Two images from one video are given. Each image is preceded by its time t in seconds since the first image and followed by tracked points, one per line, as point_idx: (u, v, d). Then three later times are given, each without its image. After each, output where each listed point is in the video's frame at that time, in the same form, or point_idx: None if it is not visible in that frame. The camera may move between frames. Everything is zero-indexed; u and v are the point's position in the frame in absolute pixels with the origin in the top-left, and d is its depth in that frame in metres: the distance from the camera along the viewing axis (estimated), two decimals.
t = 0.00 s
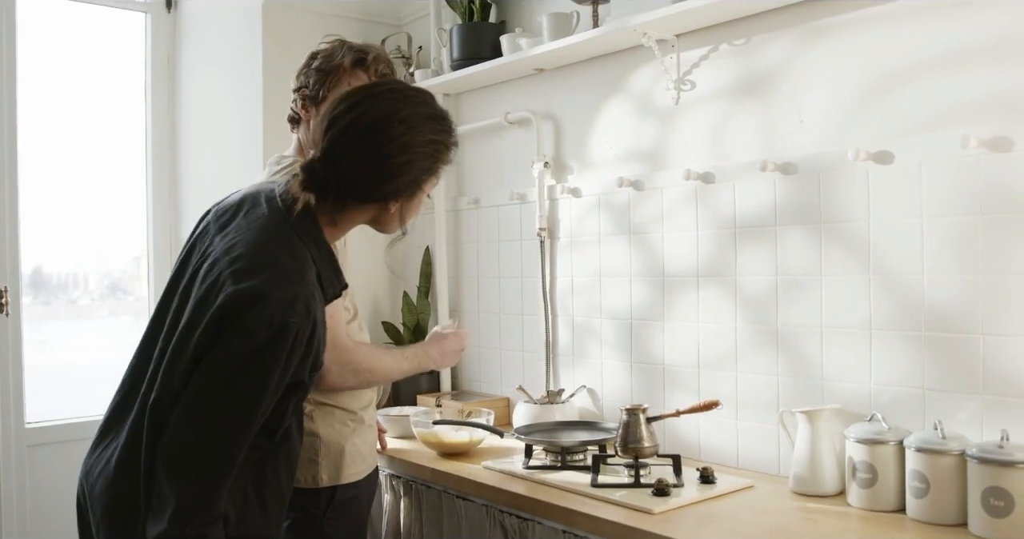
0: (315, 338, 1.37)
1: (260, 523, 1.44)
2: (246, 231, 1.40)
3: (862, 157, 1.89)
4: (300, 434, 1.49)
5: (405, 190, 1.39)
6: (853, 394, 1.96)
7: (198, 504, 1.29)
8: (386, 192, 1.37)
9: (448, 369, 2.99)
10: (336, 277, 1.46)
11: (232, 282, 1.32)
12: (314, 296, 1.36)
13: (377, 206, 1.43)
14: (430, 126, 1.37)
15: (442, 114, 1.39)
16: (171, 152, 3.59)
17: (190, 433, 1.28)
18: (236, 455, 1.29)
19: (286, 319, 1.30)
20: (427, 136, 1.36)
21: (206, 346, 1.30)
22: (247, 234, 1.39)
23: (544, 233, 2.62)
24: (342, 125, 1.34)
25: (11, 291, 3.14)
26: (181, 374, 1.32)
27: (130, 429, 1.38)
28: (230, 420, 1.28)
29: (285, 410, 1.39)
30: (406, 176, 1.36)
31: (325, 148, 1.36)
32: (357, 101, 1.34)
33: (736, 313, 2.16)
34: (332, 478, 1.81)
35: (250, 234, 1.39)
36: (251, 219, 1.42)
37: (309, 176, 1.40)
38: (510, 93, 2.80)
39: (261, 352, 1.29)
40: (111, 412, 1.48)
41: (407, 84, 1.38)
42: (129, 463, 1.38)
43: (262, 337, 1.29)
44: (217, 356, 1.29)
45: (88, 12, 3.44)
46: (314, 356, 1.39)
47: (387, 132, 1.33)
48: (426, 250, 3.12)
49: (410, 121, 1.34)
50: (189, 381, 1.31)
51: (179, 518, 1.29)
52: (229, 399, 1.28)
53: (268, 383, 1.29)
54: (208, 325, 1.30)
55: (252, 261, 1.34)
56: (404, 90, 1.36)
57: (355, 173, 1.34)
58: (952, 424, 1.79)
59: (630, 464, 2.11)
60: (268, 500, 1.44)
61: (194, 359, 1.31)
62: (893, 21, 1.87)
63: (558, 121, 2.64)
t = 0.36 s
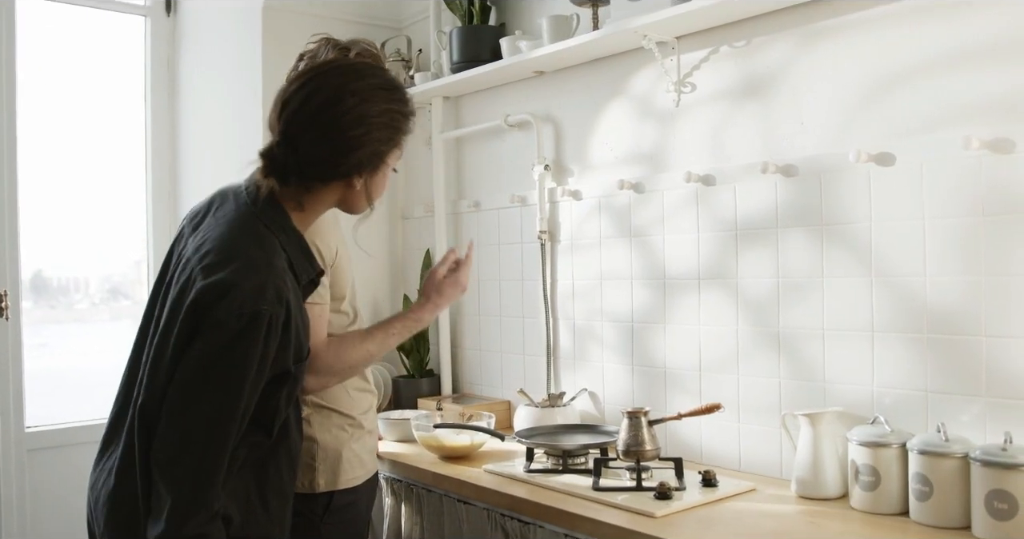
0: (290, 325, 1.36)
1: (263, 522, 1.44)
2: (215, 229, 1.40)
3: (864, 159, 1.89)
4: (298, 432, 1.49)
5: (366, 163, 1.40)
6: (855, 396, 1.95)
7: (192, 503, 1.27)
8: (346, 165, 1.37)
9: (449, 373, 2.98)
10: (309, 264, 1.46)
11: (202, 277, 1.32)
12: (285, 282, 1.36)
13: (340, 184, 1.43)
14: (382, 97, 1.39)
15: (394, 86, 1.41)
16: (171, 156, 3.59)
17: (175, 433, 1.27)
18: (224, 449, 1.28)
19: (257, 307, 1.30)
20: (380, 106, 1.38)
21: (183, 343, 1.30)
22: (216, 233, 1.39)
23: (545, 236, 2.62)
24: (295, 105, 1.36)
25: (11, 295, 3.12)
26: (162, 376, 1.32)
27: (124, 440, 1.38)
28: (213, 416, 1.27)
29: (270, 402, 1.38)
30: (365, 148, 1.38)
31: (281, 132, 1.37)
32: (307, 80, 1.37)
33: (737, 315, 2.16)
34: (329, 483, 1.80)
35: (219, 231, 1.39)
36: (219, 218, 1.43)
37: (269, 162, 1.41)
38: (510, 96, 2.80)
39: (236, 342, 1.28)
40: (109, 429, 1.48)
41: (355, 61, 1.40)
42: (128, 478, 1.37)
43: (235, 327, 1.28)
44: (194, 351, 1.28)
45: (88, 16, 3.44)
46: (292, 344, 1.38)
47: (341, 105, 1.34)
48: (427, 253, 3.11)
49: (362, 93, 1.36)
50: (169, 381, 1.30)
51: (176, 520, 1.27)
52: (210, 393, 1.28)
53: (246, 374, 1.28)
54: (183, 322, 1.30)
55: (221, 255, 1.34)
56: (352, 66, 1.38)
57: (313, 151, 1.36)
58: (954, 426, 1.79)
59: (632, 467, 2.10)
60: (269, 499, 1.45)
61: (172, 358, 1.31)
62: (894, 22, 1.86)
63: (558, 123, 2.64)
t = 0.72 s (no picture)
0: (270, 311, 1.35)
1: (273, 520, 1.44)
2: (191, 226, 1.39)
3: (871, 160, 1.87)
4: (298, 425, 1.47)
5: (326, 138, 1.38)
6: (864, 399, 1.93)
7: (193, 500, 1.25)
8: (304, 140, 1.36)
9: (454, 376, 2.97)
10: (286, 251, 1.45)
11: (179, 273, 1.31)
12: (261, 268, 1.35)
13: (302, 164, 1.40)
14: (335, 70, 1.37)
15: (345, 58, 1.40)
16: (175, 160, 3.59)
17: (166, 432, 1.26)
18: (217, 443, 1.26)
19: (234, 293, 1.29)
20: (333, 78, 1.36)
21: (166, 341, 1.28)
22: (190, 231, 1.37)
23: (550, 238, 2.61)
24: (246, 87, 1.35)
25: (16, 300, 3.15)
26: (149, 378, 1.30)
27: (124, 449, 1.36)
28: (204, 409, 1.25)
29: (260, 393, 1.37)
30: (321, 122, 1.36)
31: (237, 118, 1.37)
32: (256, 62, 1.36)
33: (744, 318, 2.14)
34: (328, 490, 1.76)
35: (194, 228, 1.38)
36: (194, 215, 1.42)
37: (229, 149, 1.40)
38: (515, 98, 2.79)
39: (216, 332, 1.27)
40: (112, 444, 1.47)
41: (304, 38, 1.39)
42: (132, 490, 1.36)
43: (214, 317, 1.27)
44: (176, 348, 1.27)
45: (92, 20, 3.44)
46: (273, 330, 1.37)
47: (292, 80, 1.33)
48: (432, 256, 3.11)
49: (312, 67, 1.35)
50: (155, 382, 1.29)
51: (181, 519, 1.25)
52: (195, 388, 1.26)
53: (229, 362, 1.27)
54: (164, 320, 1.28)
55: (196, 249, 1.32)
56: (300, 44, 1.37)
57: (270, 130, 1.34)
58: (964, 429, 1.77)
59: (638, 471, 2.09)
60: (277, 495, 1.44)
61: (157, 358, 1.29)
62: (901, 22, 1.85)
63: (563, 126, 2.63)
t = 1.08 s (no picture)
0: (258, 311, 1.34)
1: (275, 526, 1.42)
2: (179, 231, 1.38)
3: (881, 167, 1.85)
4: (297, 428, 1.45)
5: (300, 130, 1.36)
6: (874, 409, 1.91)
7: (191, 506, 1.23)
8: (276, 131, 1.35)
9: (459, 384, 2.95)
10: (276, 252, 1.43)
11: (166, 278, 1.29)
12: (248, 268, 1.33)
13: (277, 157, 1.39)
14: (308, 61, 1.37)
15: (319, 51, 1.39)
16: (180, 167, 3.59)
17: (160, 439, 1.24)
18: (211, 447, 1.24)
19: (220, 294, 1.27)
20: (305, 70, 1.36)
21: (155, 347, 1.27)
22: (177, 237, 1.36)
23: (555, 245, 2.59)
24: (219, 81, 1.36)
25: (19, 306, 3.14)
26: (141, 386, 1.29)
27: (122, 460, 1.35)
28: (195, 413, 1.24)
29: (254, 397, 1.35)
30: (294, 113, 1.35)
31: (213, 111, 1.37)
32: (229, 56, 1.37)
33: (752, 326, 2.12)
34: (324, 501, 1.70)
35: (181, 232, 1.37)
36: (181, 221, 1.41)
37: (207, 146, 1.39)
38: (520, 104, 2.78)
39: (204, 334, 1.25)
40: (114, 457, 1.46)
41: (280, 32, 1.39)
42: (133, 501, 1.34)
43: (202, 319, 1.25)
44: (165, 353, 1.26)
45: (98, 26, 3.44)
46: (263, 331, 1.35)
47: (264, 72, 1.33)
48: (437, 263, 3.09)
49: (283, 58, 1.35)
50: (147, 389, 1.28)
51: (180, 527, 1.23)
52: (185, 392, 1.24)
53: (219, 364, 1.25)
54: (153, 326, 1.27)
55: (182, 253, 1.31)
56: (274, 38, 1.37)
57: (242, 122, 1.34)
58: (976, 440, 1.74)
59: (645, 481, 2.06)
60: (279, 503, 1.42)
61: (148, 365, 1.28)
62: (910, 28, 1.83)
63: (569, 133, 2.61)
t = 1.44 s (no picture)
0: (239, 319, 1.30)
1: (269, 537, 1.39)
2: (161, 240, 1.36)
3: (889, 174, 1.83)
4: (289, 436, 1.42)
5: (283, 129, 1.33)
6: (882, 419, 1.88)
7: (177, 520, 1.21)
8: (258, 129, 1.31)
9: (462, 392, 2.93)
10: (258, 258, 1.40)
11: (145, 288, 1.27)
12: (227, 276, 1.30)
13: (259, 157, 1.35)
14: (291, 60, 1.34)
15: (303, 50, 1.37)
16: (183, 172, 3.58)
17: (143, 452, 1.21)
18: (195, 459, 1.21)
19: (197, 303, 1.24)
20: (288, 68, 1.33)
21: (136, 360, 1.25)
22: (159, 246, 1.34)
23: (560, 253, 2.57)
24: (201, 79, 1.32)
25: (20, 311, 3.13)
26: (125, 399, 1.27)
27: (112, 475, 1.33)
28: (175, 425, 1.21)
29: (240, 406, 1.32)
30: (277, 112, 1.31)
31: (194, 108, 1.33)
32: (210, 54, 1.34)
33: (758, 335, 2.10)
34: (319, 512, 1.67)
35: (163, 241, 1.34)
36: (166, 229, 1.39)
37: (187, 147, 1.36)
38: (525, 111, 2.76)
39: (181, 344, 1.22)
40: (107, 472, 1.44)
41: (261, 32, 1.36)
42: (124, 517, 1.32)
43: (179, 329, 1.22)
44: (144, 365, 1.23)
45: (102, 31, 3.44)
46: (246, 339, 1.32)
47: (245, 70, 1.30)
48: (440, 270, 3.08)
49: (265, 57, 1.32)
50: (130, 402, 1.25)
51: None
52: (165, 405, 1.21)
53: (198, 375, 1.22)
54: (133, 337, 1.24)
55: (161, 262, 1.29)
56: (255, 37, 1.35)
57: (223, 120, 1.30)
58: (987, 452, 1.72)
59: (650, 492, 2.04)
60: (272, 514, 1.40)
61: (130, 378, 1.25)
62: (919, 35, 1.81)
63: (574, 139, 2.60)
